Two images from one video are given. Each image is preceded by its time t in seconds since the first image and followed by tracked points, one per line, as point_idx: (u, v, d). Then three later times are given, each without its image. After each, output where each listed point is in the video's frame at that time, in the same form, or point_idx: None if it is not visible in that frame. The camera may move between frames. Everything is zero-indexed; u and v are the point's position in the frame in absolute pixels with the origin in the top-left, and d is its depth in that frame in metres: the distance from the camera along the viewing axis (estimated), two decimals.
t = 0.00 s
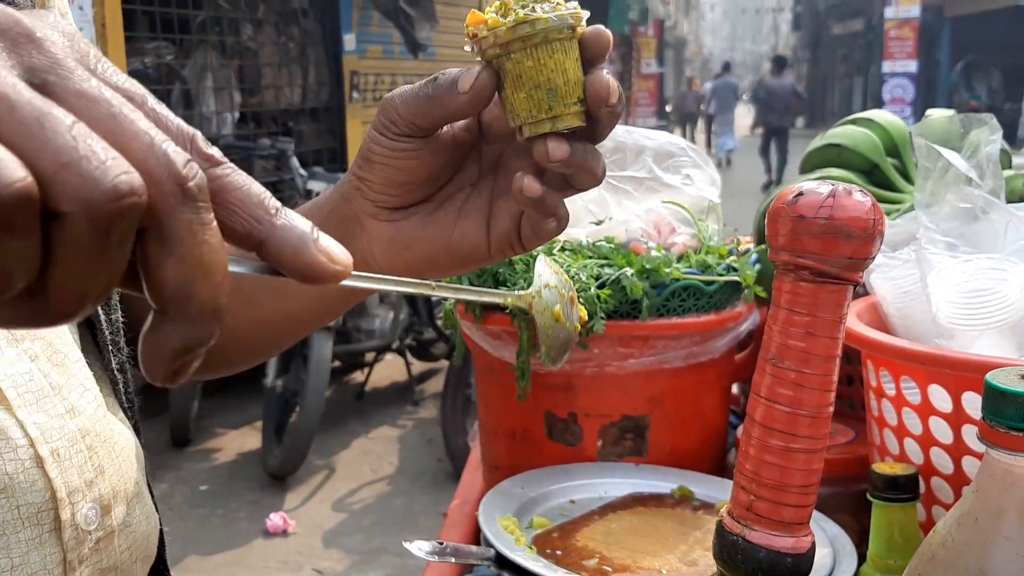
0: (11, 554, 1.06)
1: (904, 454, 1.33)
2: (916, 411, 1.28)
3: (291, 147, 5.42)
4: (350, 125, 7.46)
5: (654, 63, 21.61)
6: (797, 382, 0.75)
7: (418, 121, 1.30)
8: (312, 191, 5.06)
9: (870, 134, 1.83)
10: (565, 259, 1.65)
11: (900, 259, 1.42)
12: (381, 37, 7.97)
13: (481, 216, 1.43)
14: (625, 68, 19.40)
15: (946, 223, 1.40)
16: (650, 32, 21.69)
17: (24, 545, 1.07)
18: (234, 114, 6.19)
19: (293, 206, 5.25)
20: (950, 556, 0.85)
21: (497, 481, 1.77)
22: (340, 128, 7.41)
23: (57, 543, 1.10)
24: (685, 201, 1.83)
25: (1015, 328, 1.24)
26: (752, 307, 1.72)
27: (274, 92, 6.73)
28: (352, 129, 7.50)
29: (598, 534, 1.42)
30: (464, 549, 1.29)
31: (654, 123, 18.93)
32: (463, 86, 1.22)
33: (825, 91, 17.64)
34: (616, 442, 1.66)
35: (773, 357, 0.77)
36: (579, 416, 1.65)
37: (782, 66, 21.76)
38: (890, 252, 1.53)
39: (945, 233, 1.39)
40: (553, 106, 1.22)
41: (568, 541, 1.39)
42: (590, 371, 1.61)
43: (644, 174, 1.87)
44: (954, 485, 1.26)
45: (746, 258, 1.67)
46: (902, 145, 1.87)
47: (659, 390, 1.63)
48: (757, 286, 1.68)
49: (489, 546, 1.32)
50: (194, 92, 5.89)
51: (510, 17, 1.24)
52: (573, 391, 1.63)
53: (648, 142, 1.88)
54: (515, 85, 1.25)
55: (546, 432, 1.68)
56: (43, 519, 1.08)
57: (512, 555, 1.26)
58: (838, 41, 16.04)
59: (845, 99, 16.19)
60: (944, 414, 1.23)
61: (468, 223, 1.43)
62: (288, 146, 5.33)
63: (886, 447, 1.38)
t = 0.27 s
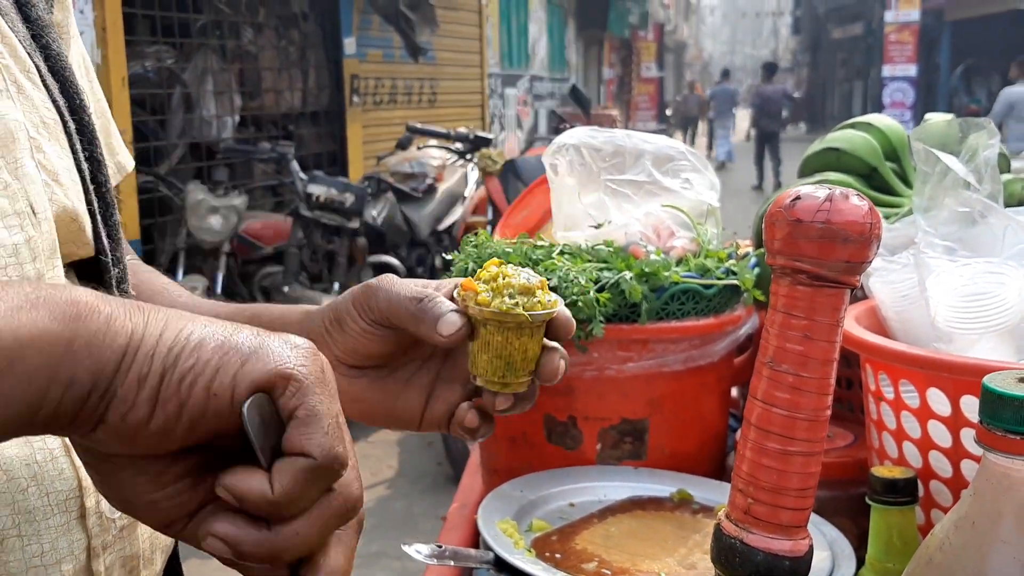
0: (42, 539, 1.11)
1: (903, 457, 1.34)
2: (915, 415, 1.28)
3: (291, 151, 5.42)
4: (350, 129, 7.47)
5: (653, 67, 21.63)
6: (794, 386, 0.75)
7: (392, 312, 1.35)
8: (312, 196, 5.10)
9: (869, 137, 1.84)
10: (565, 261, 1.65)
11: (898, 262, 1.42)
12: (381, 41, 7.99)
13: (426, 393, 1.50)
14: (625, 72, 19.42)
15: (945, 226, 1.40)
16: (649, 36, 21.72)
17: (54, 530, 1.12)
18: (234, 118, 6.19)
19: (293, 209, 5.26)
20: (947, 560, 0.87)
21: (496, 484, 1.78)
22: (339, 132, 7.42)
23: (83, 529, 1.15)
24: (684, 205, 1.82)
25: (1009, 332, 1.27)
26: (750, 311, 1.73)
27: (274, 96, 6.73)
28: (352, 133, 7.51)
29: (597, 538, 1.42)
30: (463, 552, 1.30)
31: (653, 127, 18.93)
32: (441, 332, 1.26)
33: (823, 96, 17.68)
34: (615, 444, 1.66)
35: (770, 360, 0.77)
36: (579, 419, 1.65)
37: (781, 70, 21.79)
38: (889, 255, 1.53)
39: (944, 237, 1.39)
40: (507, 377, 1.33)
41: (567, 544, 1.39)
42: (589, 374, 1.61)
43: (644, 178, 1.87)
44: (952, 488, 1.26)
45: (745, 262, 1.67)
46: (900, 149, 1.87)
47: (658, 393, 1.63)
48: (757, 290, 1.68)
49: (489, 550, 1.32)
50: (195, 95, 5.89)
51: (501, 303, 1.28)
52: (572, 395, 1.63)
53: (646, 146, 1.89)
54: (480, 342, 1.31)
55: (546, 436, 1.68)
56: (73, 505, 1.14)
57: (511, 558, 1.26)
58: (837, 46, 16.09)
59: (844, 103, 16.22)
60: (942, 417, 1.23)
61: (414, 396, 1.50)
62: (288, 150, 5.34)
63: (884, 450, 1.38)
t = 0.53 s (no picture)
0: (124, 504, 1.15)
1: (902, 458, 1.34)
2: (914, 415, 1.28)
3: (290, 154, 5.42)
4: (350, 131, 7.47)
5: (653, 71, 21.65)
6: (792, 386, 0.76)
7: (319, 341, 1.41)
8: (311, 198, 5.10)
9: (868, 139, 1.84)
10: (564, 263, 1.65)
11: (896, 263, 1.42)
12: (381, 44, 7.99)
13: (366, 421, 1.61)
14: (624, 75, 19.43)
15: (944, 227, 1.40)
16: (649, 39, 21.73)
17: (134, 496, 1.16)
18: (234, 121, 6.19)
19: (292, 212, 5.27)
20: (946, 559, 0.87)
21: (495, 486, 1.78)
22: (339, 135, 7.42)
23: (155, 494, 1.20)
24: (683, 207, 1.82)
25: (1007, 332, 1.27)
26: (749, 312, 1.73)
27: (274, 98, 6.73)
28: (352, 136, 7.51)
29: (596, 538, 1.42)
30: (462, 553, 1.29)
31: (653, 130, 18.93)
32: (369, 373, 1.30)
33: (823, 99, 17.69)
34: (614, 446, 1.65)
35: (768, 360, 0.77)
36: (578, 420, 1.65)
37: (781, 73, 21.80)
38: (888, 255, 1.53)
39: (942, 238, 1.39)
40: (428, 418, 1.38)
41: (566, 545, 1.39)
42: (588, 376, 1.61)
43: (642, 180, 1.87)
44: (951, 489, 1.27)
45: (744, 263, 1.67)
46: (899, 150, 1.87)
47: (657, 394, 1.63)
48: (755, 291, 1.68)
49: (488, 551, 1.32)
50: (195, 98, 5.89)
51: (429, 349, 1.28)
52: (572, 396, 1.63)
53: (645, 148, 1.88)
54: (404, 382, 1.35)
55: (545, 437, 1.67)
56: (148, 474, 1.19)
57: (510, 559, 1.26)
58: (837, 48, 16.11)
59: (844, 106, 16.23)
60: (941, 418, 1.23)
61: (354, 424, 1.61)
62: (288, 152, 5.34)
63: (883, 451, 1.38)
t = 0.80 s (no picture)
0: (160, 472, 1.49)
1: (894, 463, 1.34)
2: (906, 420, 1.29)
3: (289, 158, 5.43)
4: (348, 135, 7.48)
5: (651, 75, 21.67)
6: (780, 390, 0.76)
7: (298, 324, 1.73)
8: (309, 202, 5.29)
9: (862, 144, 1.84)
10: (558, 267, 1.65)
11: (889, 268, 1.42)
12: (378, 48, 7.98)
13: (349, 394, 1.88)
14: (622, 80, 19.46)
15: (935, 232, 1.40)
16: (647, 44, 21.77)
17: (169, 466, 1.50)
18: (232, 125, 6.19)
19: (289, 215, 5.28)
20: (933, 563, 0.90)
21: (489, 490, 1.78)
22: (337, 139, 7.42)
23: (185, 463, 1.55)
24: (677, 210, 1.83)
25: (1000, 336, 1.27)
26: (742, 316, 1.73)
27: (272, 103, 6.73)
28: (350, 140, 7.51)
29: (588, 542, 1.42)
30: (454, 557, 1.30)
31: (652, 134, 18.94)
32: (338, 346, 1.62)
33: (821, 103, 17.72)
34: (608, 450, 1.66)
35: (756, 365, 0.77)
36: (572, 424, 1.65)
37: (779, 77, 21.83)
38: (882, 260, 1.54)
39: (934, 243, 1.39)
40: (396, 387, 1.72)
41: (558, 549, 1.39)
42: (582, 380, 1.61)
43: (636, 184, 1.88)
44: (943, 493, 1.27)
45: (737, 268, 1.67)
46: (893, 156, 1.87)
47: (651, 398, 1.63)
48: (748, 295, 1.68)
49: (480, 554, 1.32)
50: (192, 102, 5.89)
51: (388, 326, 1.63)
52: (566, 400, 1.63)
53: (639, 152, 1.91)
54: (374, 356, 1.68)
55: (538, 441, 1.67)
56: (179, 446, 1.53)
57: (502, 563, 1.26)
58: (835, 53, 16.14)
59: (842, 110, 16.26)
60: (933, 422, 1.24)
61: (337, 398, 1.88)
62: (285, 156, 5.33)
63: (875, 455, 1.38)
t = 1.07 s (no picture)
0: (163, 457, 1.46)
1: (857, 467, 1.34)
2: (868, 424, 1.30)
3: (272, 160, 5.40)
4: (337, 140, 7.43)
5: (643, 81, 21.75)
6: (722, 397, 0.77)
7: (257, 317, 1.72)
8: (294, 205, 5.15)
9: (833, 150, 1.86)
10: (527, 271, 1.66)
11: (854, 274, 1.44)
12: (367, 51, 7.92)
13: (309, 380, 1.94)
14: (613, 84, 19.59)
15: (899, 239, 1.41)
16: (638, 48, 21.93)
17: (171, 451, 1.48)
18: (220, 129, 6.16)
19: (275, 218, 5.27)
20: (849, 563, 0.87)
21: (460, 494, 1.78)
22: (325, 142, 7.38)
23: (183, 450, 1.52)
24: (647, 216, 1.84)
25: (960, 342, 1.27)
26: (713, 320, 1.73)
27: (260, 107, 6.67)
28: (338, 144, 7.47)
29: (554, 546, 1.42)
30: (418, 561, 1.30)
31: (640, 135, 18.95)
32: (296, 338, 1.62)
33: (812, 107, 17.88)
34: (578, 454, 1.66)
35: (700, 371, 0.78)
36: (541, 428, 1.65)
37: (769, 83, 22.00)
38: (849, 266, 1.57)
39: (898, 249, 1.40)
40: (353, 375, 1.67)
41: (523, 553, 1.40)
42: (551, 384, 1.62)
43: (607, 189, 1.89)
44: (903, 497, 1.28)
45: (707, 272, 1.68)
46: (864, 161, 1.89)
47: (621, 402, 1.64)
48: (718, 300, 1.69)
49: (445, 558, 1.33)
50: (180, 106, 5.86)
51: (344, 318, 1.58)
52: (535, 404, 1.63)
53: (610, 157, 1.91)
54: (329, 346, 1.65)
55: (508, 445, 1.68)
56: (178, 432, 1.51)
57: (464, 568, 1.26)
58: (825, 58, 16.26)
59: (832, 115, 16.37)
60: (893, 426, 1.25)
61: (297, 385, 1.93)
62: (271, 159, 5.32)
63: (838, 460, 1.39)
